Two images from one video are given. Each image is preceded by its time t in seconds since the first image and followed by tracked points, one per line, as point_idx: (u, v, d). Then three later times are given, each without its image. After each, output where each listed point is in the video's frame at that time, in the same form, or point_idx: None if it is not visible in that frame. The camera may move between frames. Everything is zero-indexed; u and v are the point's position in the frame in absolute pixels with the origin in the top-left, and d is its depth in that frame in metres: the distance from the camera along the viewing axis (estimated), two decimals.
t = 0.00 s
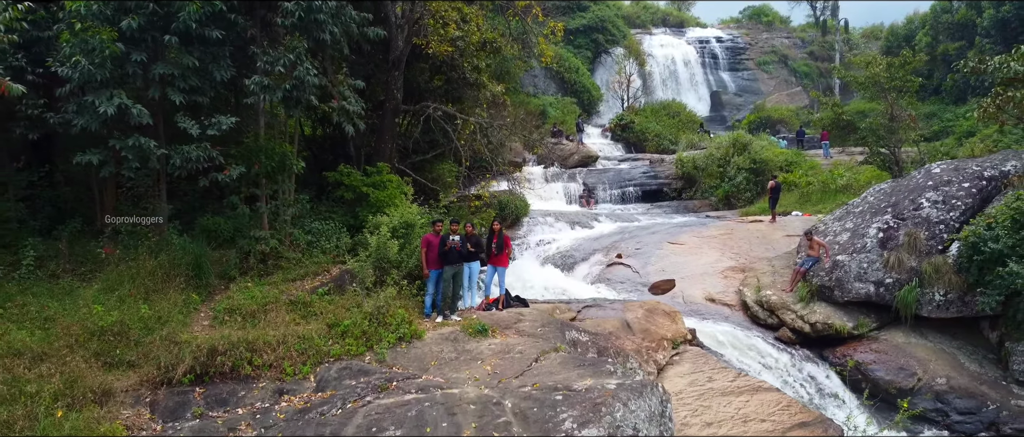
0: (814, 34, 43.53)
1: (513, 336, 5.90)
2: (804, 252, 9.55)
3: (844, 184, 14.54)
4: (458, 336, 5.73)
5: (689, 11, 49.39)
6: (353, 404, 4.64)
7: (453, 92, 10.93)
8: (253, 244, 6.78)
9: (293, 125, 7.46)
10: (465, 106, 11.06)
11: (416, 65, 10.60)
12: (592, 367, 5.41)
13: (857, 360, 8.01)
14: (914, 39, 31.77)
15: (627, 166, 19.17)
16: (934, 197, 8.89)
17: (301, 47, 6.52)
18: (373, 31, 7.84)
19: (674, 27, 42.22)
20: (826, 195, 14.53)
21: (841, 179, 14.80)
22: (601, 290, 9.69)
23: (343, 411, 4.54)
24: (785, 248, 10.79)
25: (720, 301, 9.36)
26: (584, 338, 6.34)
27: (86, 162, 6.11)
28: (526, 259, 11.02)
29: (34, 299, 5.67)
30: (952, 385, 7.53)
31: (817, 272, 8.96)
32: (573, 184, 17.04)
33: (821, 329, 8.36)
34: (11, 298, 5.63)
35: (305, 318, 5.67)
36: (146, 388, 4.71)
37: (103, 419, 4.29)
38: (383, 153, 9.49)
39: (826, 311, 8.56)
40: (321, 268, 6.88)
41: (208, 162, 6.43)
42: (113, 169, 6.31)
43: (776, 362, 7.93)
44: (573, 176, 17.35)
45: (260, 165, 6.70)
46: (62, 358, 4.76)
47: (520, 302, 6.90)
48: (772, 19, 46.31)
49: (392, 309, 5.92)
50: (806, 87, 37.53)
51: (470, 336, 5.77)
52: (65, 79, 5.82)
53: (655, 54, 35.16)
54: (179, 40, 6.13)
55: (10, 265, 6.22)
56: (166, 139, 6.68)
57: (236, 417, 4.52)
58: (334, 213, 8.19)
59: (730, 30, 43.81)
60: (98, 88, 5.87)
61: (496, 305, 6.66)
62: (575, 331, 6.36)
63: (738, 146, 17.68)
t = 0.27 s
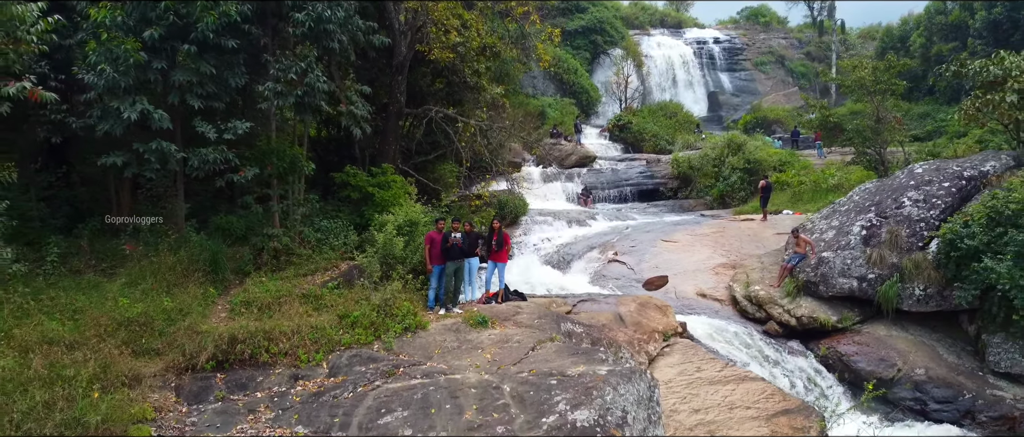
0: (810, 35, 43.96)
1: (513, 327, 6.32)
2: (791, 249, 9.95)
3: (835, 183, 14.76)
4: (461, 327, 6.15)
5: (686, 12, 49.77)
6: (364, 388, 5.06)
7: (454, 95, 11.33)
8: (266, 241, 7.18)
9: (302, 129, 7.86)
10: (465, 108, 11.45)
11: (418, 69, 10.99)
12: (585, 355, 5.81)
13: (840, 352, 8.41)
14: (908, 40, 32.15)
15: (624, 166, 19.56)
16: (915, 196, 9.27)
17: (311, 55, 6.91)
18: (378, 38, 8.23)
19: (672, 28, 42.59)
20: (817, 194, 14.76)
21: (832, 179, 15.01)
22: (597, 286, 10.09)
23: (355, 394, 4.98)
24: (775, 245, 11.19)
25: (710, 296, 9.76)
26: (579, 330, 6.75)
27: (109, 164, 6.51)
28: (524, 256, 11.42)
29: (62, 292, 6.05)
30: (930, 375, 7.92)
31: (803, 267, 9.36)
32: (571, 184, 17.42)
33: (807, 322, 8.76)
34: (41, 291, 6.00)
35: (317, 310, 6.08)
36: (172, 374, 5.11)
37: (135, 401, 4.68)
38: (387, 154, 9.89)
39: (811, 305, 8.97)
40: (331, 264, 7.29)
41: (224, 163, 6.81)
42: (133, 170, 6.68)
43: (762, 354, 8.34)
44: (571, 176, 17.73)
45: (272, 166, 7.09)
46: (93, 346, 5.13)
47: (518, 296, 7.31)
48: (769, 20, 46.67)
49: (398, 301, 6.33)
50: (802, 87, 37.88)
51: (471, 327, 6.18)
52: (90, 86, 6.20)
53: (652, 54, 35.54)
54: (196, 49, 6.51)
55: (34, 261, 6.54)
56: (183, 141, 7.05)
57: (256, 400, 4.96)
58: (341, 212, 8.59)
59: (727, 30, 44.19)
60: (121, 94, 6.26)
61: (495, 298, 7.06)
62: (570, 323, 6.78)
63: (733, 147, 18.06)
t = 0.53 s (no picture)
0: (807, 36, 44.43)
1: (511, 318, 6.79)
2: (778, 246, 10.42)
3: (825, 183, 15.19)
4: (464, 319, 6.63)
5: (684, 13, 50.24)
6: (374, 372, 5.53)
7: (455, 98, 11.78)
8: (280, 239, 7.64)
9: (313, 132, 8.32)
10: (466, 111, 11.90)
11: (421, 73, 11.45)
12: (578, 344, 6.28)
13: (822, 343, 8.88)
14: (902, 41, 32.57)
15: (621, 166, 20.00)
16: (895, 196, 9.72)
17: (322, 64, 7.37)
18: (384, 47, 8.68)
19: (670, 29, 43.05)
20: (807, 193, 15.19)
21: (822, 179, 15.49)
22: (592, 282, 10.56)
23: (366, 377, 5.46)
24: (764, 242, 11.66)
25: (700, 291, 10.23)
26: (573, 321, 7.23)
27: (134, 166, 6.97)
28: (523, 253, 11.89)
29: (92, 285, 6.49)
30: (906, 365, 8.38)
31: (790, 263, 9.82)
32: (569, 184, 17.86)
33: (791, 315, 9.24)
34: (72, 285, 6.44)
35: (330, 302, 6.55)
36: (198, 360, 5.56)
37: (166, 383, 5.13)
38: (392, 156, 10.35)
39: (796, 299, 9.44)
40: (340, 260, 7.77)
41: (241, 165, 7.28)
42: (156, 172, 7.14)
43: (748, 345, 8.81)
44: (569, 176, 18.17)
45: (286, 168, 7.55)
46: (125, 334, 5.58)
47: (517, 290, 7.78)
48: (767, 21, 47.09)
49: (405, 294, 6.80)
50: (799, 88, 38.29)
51: (472, 318, 6.66)
52: (117, 94, 6.66)
53: (650, 55, 36.01)
54: (215, 58, 6.96)
55: (63, 256, 6.95)
56: (202, 145, 7.52)
57: (275, 383, 5.41)
58: (350, 211, 9.06)
59: (724, 32, 44.65)
60: (146, 101, 6.71)
61: (495, 292, 7.53)
62: (565, 315, 7.25)
63: (727, 148, 18.49)
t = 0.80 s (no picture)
0: (803, 37, 44.91)
1: (510, 310, 7.29)
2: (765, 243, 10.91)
3: (815, 183, 15.66)
4: (466, 311, 7.14)
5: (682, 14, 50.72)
6: (384, 358, 6.01)
7: (456, 102, 12.26)
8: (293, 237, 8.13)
9: (323, 136, 8.81)
10: (467, 113, 12.38)
11: (423, 78, 11.93)
12: (572, 333, 6.78)
13: (805, 335, 9.37)
14: (896, 43, 33.03)
15: (618, 167, 20.48)
16: (877, 195, 10.19)
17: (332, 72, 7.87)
18: (389, 55, 9.16)
19: (667, 30, 43.52)
20: (798, 192, 15.66)
21: (812, 178, 15.96)
22: (588, 278, 11.04)
23: (376, 363, 5.95)
24: (753, 240, 12.16)
25: (691, 287, 10.73)
26: (568, 313, 7.72)
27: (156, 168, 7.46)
28: (522, 251, 12.37)
29: (119, 279, 6.97)
30: (884, 355, 8.86)
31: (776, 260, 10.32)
32: (566, 184, 18.33)
33: (776, 309, 9.73)
34: (100, 279, 6.92)
35: (341, 295, 7.03)
36: (222, 347, 6.04)
37: (194, 367, 5.60)
38: (397, 157, 10.84)
39: (781, 294, 9.94)
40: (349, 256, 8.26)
41: (256, 167, 7.76)
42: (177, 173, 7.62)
43: (735, 337, 9.29)
44: (567, 176, 18.65)
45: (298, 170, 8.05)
46: (153, 323, 6.06)
47: (515, 285, 8.28)
48: (763, 22, 47.55)
49: (411, 288, 7.30)
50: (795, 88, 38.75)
51: (474, 310, 7.17)
52: (141, 101, 7.13)
53: (648, 57, 36.49)
54: (232, 67, 7.45)
55: (90, 251, 7.43)
56: (219, 148, 7.99)
57: (293, 368, 5.89)
58: (357, 210, 9.55)
59: (722, 33, 45.13)
60: (168, 107, 7.20)
61: (495, 287, 8.03)
62: (561, 308, 7.75)
63: (721, 148, 18.96)
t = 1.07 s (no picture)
0: (800, 37, 45.43)
1: (509, 303, 7.84)
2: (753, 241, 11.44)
3: (805, 182, 16.18)
4: (468, 303, 7.68)
5: (680, 15, 51.26)
6: (393, 346, 6.54)
7: (458, 105, 12.78)
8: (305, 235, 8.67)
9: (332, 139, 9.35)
10: (468, 116, 12.90)
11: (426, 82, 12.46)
12: (566, 324, 7.32)
13: (788, 327, 9.91)
14: (890, 44, 33.55)
15: (615, 167, 21.01)
16: (858, 195, 10.70)
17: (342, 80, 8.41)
18: (395, 62, 9.69)
19: (665, 32, 44.04)
20: (788, 192, 16.18)
21: (803, 178, 16.47)
22: (584, 274, 11.57)
23: (386, 350, 6.47)
24: (742, 237, 12.70)
25: (682, 282, 11.27)
26: (564, 306, 8.26)
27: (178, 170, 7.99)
28: (521, 248, 12.90)
29: (144, 273, 7.49)
30: (863, 346, 9.37)
31: (763, 257, 10.86)
32: (565, 183, 18.85)
33: (762, 303, 10.27)
34: (127, 273, 7.43)
35: (351, 288, 7.56)
36: (243, 335, 6.54)
37: (219, 353, 6.10)
38: (401, 159, 11.37)
39: (767, 289, 10.47)
40: (358, 253, 8.80)
41: (271, 170, 8.35)
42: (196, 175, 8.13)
43: (723, 329, 9.80)
44: (565, 176, 19.17)
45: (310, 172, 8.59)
46: (180, 313, 6.57)
47: (514, 279, 8.82)
48: (760, 23, 48.08)
49: (417, 282, 7.85)
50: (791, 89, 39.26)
51: (475, 302, 7.71)
52: (164, 107, 7.62)
53: (646, 58, 37.03)
54: (249, 75, 7.98)
55: (114, 247, 7.89)
56: (236, 151, 8.52)
57: (309, 354, 6.41)
58: (364, 210, 10.09)
59: (719, 34, 45.67)
60: (189, 113, 7.72)
61: (494, 281, 8.58)
62: (556, 300, 8.29)
63: (715, 149, 19.47)
